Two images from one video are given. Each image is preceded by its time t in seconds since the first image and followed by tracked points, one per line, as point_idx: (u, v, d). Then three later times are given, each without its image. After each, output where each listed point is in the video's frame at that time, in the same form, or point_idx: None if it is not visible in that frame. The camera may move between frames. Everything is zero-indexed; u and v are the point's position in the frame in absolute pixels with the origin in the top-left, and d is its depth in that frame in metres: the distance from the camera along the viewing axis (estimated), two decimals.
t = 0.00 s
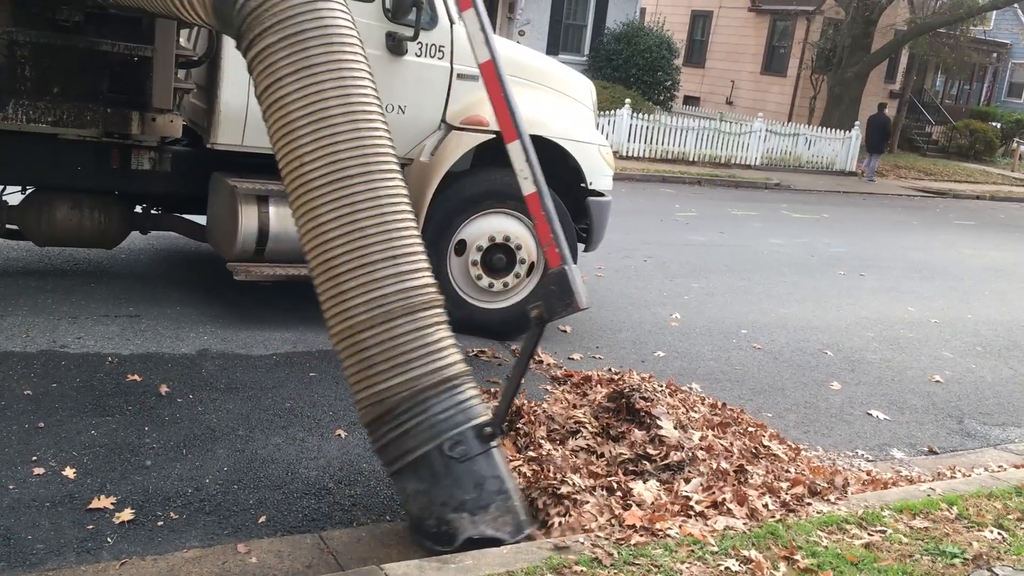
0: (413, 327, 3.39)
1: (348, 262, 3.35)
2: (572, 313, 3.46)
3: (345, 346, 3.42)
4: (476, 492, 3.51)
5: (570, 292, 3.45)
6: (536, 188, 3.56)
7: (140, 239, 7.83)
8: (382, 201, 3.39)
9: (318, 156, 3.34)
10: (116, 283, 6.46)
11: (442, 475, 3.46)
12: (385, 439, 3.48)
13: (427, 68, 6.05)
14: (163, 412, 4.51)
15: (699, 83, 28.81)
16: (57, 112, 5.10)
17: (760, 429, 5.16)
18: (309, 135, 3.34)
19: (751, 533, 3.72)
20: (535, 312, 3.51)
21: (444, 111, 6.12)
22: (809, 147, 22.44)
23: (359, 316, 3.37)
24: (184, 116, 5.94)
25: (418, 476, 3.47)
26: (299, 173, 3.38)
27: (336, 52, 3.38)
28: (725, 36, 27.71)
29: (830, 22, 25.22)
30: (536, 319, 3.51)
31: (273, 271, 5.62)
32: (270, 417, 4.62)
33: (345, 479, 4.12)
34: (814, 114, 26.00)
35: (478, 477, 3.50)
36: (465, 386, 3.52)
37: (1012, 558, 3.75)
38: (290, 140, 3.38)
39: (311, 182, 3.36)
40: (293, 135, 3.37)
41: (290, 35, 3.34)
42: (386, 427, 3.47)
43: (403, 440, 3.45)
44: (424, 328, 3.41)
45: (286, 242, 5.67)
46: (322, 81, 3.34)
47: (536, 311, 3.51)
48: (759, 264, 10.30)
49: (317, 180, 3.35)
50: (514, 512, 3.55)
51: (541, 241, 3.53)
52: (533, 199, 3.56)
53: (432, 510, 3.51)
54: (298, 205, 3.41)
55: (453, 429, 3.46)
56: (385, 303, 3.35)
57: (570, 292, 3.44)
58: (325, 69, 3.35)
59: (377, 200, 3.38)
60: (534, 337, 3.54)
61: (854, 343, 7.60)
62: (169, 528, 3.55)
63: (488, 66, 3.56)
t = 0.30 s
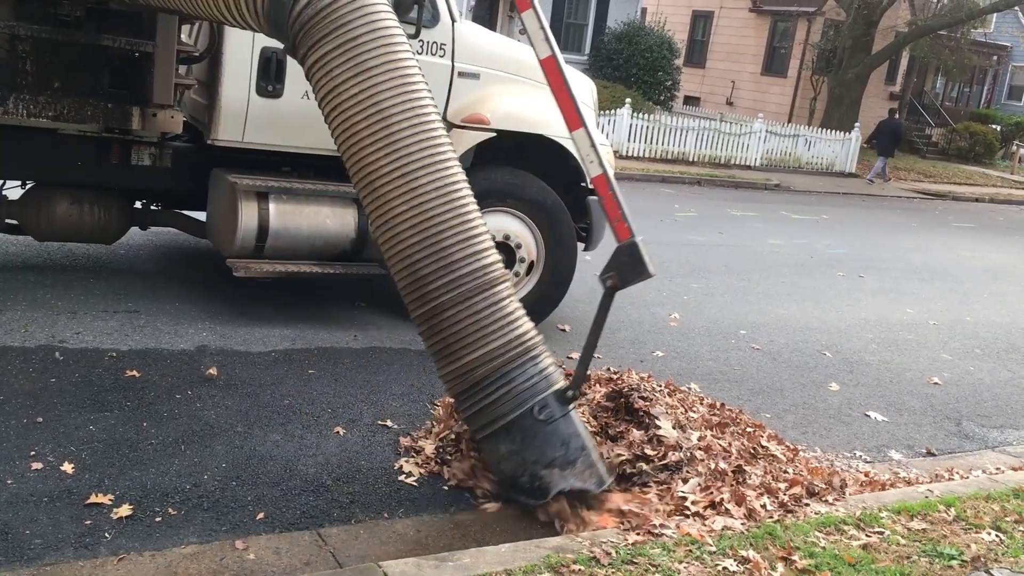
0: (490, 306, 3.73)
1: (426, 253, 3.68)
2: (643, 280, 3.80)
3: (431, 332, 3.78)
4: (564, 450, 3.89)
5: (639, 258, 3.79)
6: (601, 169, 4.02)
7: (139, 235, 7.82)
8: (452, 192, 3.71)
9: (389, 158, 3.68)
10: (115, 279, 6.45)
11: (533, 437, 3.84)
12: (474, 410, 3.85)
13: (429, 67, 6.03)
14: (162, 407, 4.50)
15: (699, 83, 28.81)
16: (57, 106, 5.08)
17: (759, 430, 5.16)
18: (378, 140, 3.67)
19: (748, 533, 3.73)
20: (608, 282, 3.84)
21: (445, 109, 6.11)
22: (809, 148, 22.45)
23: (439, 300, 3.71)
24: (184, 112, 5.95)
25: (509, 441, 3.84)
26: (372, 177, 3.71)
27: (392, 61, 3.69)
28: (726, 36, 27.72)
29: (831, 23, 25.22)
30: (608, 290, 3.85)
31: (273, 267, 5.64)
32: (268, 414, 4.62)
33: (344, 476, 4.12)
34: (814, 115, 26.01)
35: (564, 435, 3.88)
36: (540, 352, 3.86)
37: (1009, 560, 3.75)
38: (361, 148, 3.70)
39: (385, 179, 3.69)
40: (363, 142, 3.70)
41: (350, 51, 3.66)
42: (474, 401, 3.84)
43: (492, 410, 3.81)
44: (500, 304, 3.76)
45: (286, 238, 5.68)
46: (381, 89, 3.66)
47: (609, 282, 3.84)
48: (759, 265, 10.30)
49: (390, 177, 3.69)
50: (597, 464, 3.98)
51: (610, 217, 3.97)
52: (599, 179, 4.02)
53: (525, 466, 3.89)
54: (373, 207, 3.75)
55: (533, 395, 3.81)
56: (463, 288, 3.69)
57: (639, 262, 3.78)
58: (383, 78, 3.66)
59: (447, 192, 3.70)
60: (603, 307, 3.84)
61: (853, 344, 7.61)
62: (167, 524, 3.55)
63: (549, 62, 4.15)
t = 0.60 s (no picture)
0: (578, 275, 3.96)
1: (513, 238, 3.86)
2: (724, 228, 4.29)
3: (525, 312, 3.99)
4: (662, 393, 4.24)
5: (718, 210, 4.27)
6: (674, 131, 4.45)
7: (146, 233, 7.84)
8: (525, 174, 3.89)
9: (461, 149, 3.78)
10: (122, 277, 6.46)
11: (634, 385, 4.16)
12: (573, 372, 4.11)
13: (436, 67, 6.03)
14: (168, 406, 4.51)
15: (705, 86, 28.80)
16: (66, 104, 5.08)
17: (763, 433, 5.15)
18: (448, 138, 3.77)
19: (753, 536, 3.72)
20: (693, 235, 4.31)
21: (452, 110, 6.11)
22: (816, 151, 22.41)
23: (535, 276, 3.90)
24: (193, 110, 5.94)
25: (614, 391, 4.13)
26: (446, 176, 3.82)
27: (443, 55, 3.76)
28: (733, 39, 27.70)
29: (839, 26, 25.19)
30: (693, 240, 4.32)
31: (279, 267, 5.64)
32: (274, 413, 4.62)
33: (348, 476, 4.13)
34: (821, 119, 25.98)
35: (659, 379, 4.23)
36: (623, 305, 4.14)
37: (1015, 566, 3.73)
38: (432, 149, 3.80)
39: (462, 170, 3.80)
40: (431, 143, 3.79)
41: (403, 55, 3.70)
42: (572, 365, 4.10)
43: (591, 370, 4.08)
44: (586, 269, 4.00)
45: (292, 238, 5.68)
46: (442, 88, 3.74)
47: (693, 234, 4.31)
48: (764, 268, 10.29)
49: (466, 168, 3.80)
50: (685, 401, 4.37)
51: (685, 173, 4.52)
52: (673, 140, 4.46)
53: (629, 413, 4.20)
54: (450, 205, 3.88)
55: (625, 348, 4.09)
56: (552, 264, 3.90)
57: (719, 213, 4.26)
58: (438, 75, 3.73)
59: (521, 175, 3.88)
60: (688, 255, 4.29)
61: (859, 348, 7.59)
62: (172, 522, 3.55)
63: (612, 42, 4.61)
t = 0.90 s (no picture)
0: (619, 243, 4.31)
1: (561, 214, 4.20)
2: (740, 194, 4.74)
3: (574, 285, 4.33)
4: (697, 350, 4.57)
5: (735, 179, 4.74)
6: (689, 112, 4.82)
7: (145, 231, 7.82)
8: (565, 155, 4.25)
9: (499, 143, 4.12)
10: (121, 274, 6.45)
11: (673, 342, 4.50)
12: (619, 336, 4.46)
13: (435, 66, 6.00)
14: (166, 404, 4.50)
15: (706, 85, 28.78)
16: (65, 101, 5.06)
17: (763, 433, 5.14)
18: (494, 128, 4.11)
19: (752, 537, 3.71)
20: (712, 204, 4.77)
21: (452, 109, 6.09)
22: (817, 151, 22.40)
23: (578, 252, 4.25)
24: (193, 108, 5.92)
25: (658, 348, 4.49)
26: (494, 166, 4.16)
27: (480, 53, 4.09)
28: (734, 38, 27.69)
29: (840, 26, 25.17)
30: (710, 208, 4.78)
31: (278, 265, 5.63)
32: (272, 412, 4.61)
33: (347, 475, 4.11)
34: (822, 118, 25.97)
35: (694, 337, 4.56)
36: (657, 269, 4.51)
37: (1015, 568, 3.72)
38: (475, 141, 4.13)
39: (501, 159, 4.15)
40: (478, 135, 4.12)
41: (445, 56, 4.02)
42: (619, 331, 4.46)
43: (635, 333, 4.44)
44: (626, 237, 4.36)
45: (292, 236, 5.68)
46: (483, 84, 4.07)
47: (712, 203, 4.77)
48: (764, 268, 10.28)
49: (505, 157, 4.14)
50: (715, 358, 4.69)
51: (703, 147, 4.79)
52: (690, 119, 4.84)
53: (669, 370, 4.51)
54: (501, 190, 4.21)
55: (665, 309, 4.45)
56: (594, 237, 4.24)
57: (734, 178, 4.74)
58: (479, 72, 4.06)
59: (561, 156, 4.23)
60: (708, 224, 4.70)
61: (859, 348, 7.58)
62: (170, 521, 3.55)
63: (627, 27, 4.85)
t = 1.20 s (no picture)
0: (574, 239, 4.58)
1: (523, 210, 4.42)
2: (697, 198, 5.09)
3: (532, 276, 4.58)
4: (644, 338, 4.87)
5: (693, 186, 5.07)
6: (655, 117, 5.18)
7: (144, 228, 7.81)
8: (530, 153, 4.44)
9: (473, 141, 4.28)
10: (119, 272, 6.44)
11: (622, 332, 4.79)
12: (569, 325, 4.73)
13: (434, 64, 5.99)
14: (165, 401, 4.50)
15: (705, 82, 28.76)
16: (63, 98, 5.07)
17: (762, 430, 5.14)
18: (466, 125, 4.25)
19: (751, 535, 3.71)
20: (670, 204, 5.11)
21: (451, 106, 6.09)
22: (816, 148, 22.39)
23: (538, 247, 4.50)
24: (192, 104, 5.91)
25: (608, 339, 4.77)
26: (467, 160, 4.32)
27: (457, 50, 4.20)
28: (734, 35, 27.67)
29: (839, 23, 25.15)
30: (670, 208, 5.09)
31: (277, 263, 5.63)
32: (271, 409, 4.61)
33: (346, 472, 4.11)
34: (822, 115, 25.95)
35: (641, 327, 4.86)
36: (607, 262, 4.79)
37: (1013, 565, 3.72)
38: (451, 137, 4.27)
39: (475, 156, 4.30)
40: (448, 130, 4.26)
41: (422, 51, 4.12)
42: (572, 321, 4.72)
43: (586, 323, 4.71)
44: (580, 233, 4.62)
45: (290, 234, 5.67)
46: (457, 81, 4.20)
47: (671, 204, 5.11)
48: (763, 265, 10.28)
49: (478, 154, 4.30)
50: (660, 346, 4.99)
51: (666, 153, 5.11)
52: (655, 124, 5.19)
53: (615, 358, 4.83)
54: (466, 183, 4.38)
55: (613, 301, 4.75)
56: (553, 234, 4.50)
57: (693, 185, 5.07)
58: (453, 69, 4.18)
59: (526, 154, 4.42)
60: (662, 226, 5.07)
61: (858, 345, 7.58)
62: (168, 518, 3.54)
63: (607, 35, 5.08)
